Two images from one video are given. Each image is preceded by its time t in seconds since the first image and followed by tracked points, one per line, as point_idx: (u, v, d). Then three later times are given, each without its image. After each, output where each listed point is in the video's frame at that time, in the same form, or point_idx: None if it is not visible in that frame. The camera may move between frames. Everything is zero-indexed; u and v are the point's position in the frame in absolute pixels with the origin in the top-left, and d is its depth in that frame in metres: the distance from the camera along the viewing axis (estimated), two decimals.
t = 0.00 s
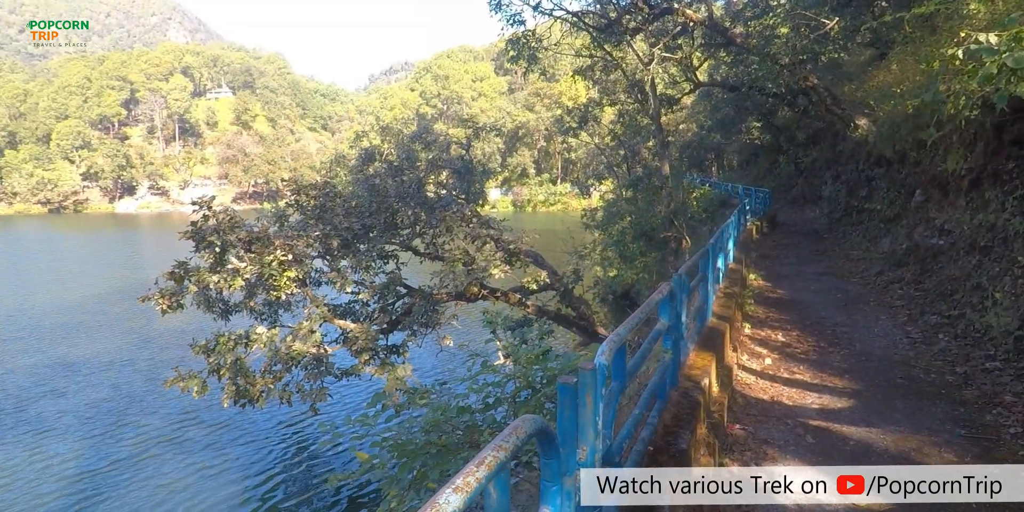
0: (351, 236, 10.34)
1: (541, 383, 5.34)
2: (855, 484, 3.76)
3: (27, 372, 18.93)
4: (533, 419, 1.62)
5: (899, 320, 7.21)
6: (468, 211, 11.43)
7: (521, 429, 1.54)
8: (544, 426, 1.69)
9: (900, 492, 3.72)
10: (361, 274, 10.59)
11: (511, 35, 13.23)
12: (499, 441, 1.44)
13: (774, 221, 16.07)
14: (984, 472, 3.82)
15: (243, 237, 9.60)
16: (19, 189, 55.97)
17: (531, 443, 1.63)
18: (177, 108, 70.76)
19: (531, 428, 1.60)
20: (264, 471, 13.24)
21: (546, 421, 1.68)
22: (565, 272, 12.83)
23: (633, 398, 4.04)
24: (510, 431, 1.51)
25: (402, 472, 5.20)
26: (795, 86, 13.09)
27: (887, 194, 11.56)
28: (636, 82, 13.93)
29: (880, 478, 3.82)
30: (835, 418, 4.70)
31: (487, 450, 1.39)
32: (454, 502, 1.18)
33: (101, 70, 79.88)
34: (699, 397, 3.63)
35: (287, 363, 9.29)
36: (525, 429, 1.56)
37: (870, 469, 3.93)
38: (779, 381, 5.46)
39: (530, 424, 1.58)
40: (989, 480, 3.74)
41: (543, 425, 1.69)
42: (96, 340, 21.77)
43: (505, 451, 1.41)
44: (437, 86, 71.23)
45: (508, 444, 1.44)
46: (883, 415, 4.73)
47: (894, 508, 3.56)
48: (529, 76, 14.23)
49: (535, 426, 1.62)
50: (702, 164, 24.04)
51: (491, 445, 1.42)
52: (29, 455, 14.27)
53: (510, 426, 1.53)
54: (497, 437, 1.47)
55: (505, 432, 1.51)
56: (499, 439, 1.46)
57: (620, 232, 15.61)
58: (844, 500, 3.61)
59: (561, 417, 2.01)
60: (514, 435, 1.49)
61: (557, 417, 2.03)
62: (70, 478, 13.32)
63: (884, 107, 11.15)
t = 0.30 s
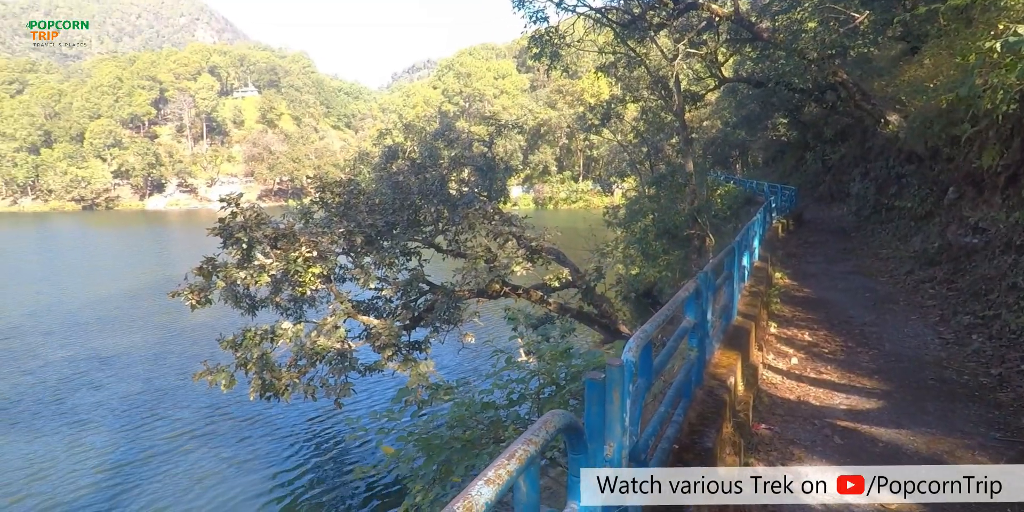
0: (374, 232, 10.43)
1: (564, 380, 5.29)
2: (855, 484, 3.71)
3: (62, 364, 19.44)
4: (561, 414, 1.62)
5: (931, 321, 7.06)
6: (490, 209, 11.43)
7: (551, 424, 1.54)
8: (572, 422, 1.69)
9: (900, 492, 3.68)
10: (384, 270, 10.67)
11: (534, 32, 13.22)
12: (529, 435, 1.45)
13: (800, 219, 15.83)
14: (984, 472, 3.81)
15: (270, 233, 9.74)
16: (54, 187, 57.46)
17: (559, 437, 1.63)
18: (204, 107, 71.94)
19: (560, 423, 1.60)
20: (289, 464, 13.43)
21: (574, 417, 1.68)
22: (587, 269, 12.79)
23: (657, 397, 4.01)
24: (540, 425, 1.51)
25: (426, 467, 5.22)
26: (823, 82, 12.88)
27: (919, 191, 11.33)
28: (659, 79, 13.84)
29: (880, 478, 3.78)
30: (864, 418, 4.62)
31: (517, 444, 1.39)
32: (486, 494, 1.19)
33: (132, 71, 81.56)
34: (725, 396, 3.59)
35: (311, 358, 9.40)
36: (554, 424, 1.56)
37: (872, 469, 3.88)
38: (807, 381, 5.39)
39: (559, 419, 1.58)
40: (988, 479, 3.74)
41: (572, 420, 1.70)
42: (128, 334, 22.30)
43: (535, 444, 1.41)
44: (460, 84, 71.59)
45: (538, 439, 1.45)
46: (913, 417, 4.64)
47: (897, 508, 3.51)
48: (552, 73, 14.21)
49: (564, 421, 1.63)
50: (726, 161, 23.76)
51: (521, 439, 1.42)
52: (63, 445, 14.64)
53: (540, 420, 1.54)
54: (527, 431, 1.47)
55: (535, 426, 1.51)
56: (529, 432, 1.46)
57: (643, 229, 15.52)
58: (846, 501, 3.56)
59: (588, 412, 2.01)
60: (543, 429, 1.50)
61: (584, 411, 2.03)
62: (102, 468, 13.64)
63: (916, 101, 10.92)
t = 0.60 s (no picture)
0: (398, 230, 10.51)
1: (590, 377, 5.12)
2: (855, 484, 3.67)
3: (96, 357, 19.95)
4: (590, 411, 1.64)
5: (964, 322, 6.91)
6: (512, 206, 11.41)
7: (580, 420, 1.56)
8: (599, 418, 1.71)
9: (900, 492, 3.65)
10: (407, 268, 10.74)
11: (557, 29, 13.18)
12: (559, 430, 1.46)
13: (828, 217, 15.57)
14: (985, 472, 3.81)
15: (296, 230, 9.87)
16: (87, 185, 58.96)
17: (588, 434, 1.65)
18: (232, 106, 73.17)
19: (588, 419, 1.62)
20: (313, 458, 13.62)
21: (602, 414, 1.70)
22: (610, 268, 12.73)
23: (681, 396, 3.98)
24: (569, 421, 1.53)
25: (450, 463, 5.23)
26: (852, 77, 12.64)
27: (952, 189, 11.07)
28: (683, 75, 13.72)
29: (880, 478, 3.73)
30: (893, 420, 4.55)
31: (547, 440, 1.41)
32: (519, 489, 1.21)
33: (161, 71, 83.20)
34: (752, 396, 3.56)
35: (336, 354, 9.52)
36: (584, 420, 1.57)
37: (883, 470, 3.82)
38: (835, 381, 5.31)
39: (587, 415, 1.60)
40: (988, 479, 3.74)
41: (599, 417, 1.71)
42: (158, 328, 22.80)
43: (565, 440, 1.43)
44: (482, 83, 71.90)
45: (567, 435, 1.46)
46: (944, 420, 4.55)
47: (896, 508, 3.47)
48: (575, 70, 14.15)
49: (592, 418, 1.64)
50: (751, 157, 23.49)
51: (551, 435, 1.44)
52: (97, 436, 15.02)
53: (569, 416, 1.55)
54: (556, 428, 1.49)
55: (563, 423, 1.53)
56: (559, 429, 1.48)
57: (666, 227, 15.41)
58: (844, 501, 3.51)
59: (616, 411, 2.01)
60: (573, 425, 1.51)
61: (612, 410, 2.03)
62: (134, 459, 13.96)
63: (951, 96, 10.66)
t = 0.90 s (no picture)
0: (420, 227, 10.58)
1: (614, 376, 4.88)
2: (854, 484, 3.62)
3: (125, 352, 20.37)
4: (619, 410, 1.65)
5: (996, 323, 6.76)
6: (533, 204, 11.38)
7: (610, 420, 1.57)
8: (628, 418, 1.71)
9: (900, 493, 3.59)
10: (429, 265, 10.80)
11: (578, 27, 13.15)
12: (589, 429, 1.48)
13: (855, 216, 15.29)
14: (984, 472, 3.81)
15: (319, 228, 9.97)
16: (117, 183, 60.35)
17: (616, 434, 1.65)
18: (257, 105, 74.25)
19: (618, 418, 1.63)
20: (334, 453, 13.75)
21: (631, 412, 1.71)
22: (632, 266, 12.66)
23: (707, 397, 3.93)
24: (599, 420, 1.55)
25: (472, 459, 5.22)
26: (881, 73, 12.41)
27: (985, 187, 10.83)
28: (706, 73, 13.58)
29: (880, 479, 3.68)
30: (923, 424, 4.47)
31: (578, 438, 1.43)
32: (550, 488, 1.23)
33: (188, 70, 84.63)
34: (779, 397, 3.51)
35: (358, 350, 9.63)
36: (613, 419, 1.59)
37: (900, 470, 3.79)
38: (862, 382, 5.24)
39: (616, 415, 1.61)
40: (988, 480, 3.74)
41: (628, 416, 1.72)
42: (185, 324, 23.21)
43: (596, 439, 1.44)
44: (503, 81, 72.08)
45: (598, 434, 1.47)
46: (975, 423, 4.47)
47: (911, 508, 3.42)
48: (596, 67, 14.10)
49: (621, 417, 1.66)
50: (775, 155, 23.22)
51: (582, 434, 1.45)
52: (126, 428, 15.35)
53: (599, 415, 1.56)
54: (586, 427, 1.50)
55: (593, 421, 1.54)
56: (589, 427, 1.50)
57: (689, 226, 15.24)
58: (863, 501, 3.48)
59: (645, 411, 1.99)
60: (603, 424, 1.52)
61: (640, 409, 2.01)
62: (160, 451, 14.22)
63: (984, 92, 10.42)
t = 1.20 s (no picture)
0: (444, 226, 10.66)
1: (643, 378, 4.61)
2: (854, 484, 3.51)
3: (157, 346, 20.82)
4: (654, 412, 1.70)
5: None
6: (557, 204, 11.32)
7: (645, 421, 1.62)
8: (663, 420, 1.75)
9: (899, 492, 3.55)
10: (452, 264, 10.84)
11: (603, 26, 13.08)
12: (625, 431, 1.55)
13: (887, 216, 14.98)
14: (984, 472, 3.82)
15: (346, 226, 10.08)
16: (150, 182, 61.79)
17: (652, 435, 1.70)
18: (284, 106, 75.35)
19: (653, 420, 1.69)
20: (358, 450, 13.88)
21: (666, 414, 1.75)
22: (657, 266, 12.56)
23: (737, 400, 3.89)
24: (634, 422, 1.61)
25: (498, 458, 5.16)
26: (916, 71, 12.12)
27: None
28: (733, 71, 13.43)
29: (880, 479, 3.65)
30: (962, 430, 4.37)
31: (614, 439, 1.50)
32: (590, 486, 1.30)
33: (218, 72, 86.22)
34: (811, 401, 3.44)
35: (383, 348, 9.72)
36: (647, 421, 1.64)
37: (926, 472, 3.75)
38: (897, 387, 5.14)
39: (651, 416, 1.66)
40: (988, 480, 3.74)
41: (663, 418, 1.77)
42: (214, 320, 23.63)
43: (631, 441, 1.51)
44: (527, 80, 72.21)
45: (633, 436, 1.54)
46: (1016, 431, 4.36)
47: None
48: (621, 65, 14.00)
49: (656, 418, 1.70)
50: (803, 154, 22.84)
51: (618, 434, 1.52)
52: (158, 420, 15.69)
53: (634, 417, 1.62)
54: (621, 429, 1.56)
55: (628, 423, 1.60)
56: (624, 429, 1.56)
57: (715, 226, 15.07)
58: (907, 503, 3.43)
59: (678, 415, 2.00)
60: (637, 426, 1.58)
61: (675, 412, 2.00)
62: (190, 443, 14.48)
63: None
